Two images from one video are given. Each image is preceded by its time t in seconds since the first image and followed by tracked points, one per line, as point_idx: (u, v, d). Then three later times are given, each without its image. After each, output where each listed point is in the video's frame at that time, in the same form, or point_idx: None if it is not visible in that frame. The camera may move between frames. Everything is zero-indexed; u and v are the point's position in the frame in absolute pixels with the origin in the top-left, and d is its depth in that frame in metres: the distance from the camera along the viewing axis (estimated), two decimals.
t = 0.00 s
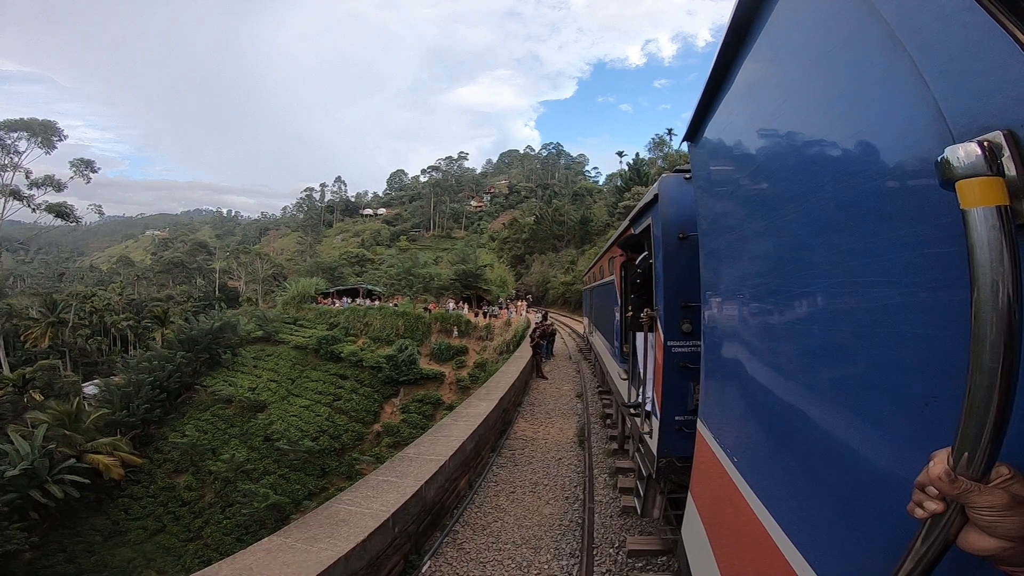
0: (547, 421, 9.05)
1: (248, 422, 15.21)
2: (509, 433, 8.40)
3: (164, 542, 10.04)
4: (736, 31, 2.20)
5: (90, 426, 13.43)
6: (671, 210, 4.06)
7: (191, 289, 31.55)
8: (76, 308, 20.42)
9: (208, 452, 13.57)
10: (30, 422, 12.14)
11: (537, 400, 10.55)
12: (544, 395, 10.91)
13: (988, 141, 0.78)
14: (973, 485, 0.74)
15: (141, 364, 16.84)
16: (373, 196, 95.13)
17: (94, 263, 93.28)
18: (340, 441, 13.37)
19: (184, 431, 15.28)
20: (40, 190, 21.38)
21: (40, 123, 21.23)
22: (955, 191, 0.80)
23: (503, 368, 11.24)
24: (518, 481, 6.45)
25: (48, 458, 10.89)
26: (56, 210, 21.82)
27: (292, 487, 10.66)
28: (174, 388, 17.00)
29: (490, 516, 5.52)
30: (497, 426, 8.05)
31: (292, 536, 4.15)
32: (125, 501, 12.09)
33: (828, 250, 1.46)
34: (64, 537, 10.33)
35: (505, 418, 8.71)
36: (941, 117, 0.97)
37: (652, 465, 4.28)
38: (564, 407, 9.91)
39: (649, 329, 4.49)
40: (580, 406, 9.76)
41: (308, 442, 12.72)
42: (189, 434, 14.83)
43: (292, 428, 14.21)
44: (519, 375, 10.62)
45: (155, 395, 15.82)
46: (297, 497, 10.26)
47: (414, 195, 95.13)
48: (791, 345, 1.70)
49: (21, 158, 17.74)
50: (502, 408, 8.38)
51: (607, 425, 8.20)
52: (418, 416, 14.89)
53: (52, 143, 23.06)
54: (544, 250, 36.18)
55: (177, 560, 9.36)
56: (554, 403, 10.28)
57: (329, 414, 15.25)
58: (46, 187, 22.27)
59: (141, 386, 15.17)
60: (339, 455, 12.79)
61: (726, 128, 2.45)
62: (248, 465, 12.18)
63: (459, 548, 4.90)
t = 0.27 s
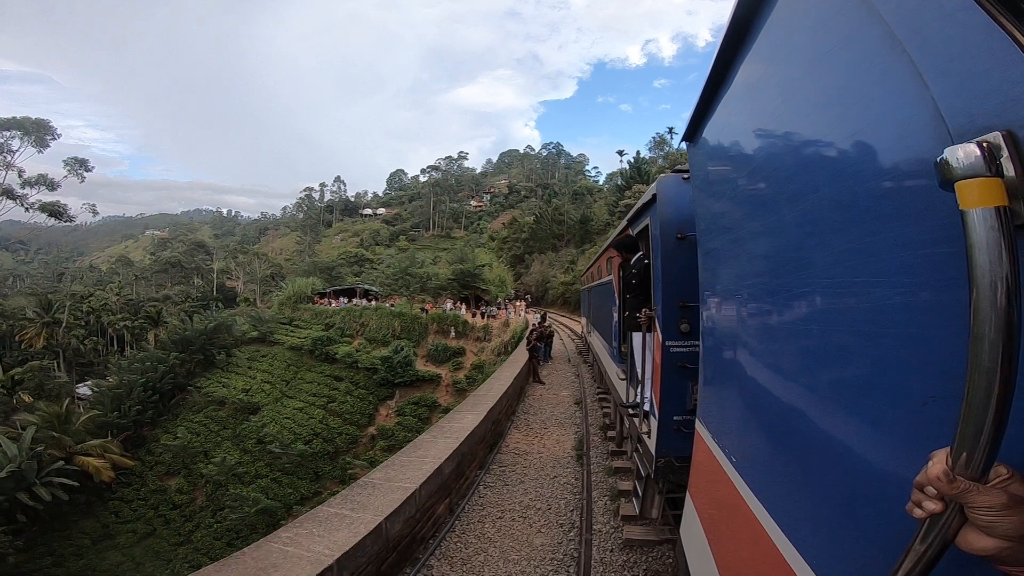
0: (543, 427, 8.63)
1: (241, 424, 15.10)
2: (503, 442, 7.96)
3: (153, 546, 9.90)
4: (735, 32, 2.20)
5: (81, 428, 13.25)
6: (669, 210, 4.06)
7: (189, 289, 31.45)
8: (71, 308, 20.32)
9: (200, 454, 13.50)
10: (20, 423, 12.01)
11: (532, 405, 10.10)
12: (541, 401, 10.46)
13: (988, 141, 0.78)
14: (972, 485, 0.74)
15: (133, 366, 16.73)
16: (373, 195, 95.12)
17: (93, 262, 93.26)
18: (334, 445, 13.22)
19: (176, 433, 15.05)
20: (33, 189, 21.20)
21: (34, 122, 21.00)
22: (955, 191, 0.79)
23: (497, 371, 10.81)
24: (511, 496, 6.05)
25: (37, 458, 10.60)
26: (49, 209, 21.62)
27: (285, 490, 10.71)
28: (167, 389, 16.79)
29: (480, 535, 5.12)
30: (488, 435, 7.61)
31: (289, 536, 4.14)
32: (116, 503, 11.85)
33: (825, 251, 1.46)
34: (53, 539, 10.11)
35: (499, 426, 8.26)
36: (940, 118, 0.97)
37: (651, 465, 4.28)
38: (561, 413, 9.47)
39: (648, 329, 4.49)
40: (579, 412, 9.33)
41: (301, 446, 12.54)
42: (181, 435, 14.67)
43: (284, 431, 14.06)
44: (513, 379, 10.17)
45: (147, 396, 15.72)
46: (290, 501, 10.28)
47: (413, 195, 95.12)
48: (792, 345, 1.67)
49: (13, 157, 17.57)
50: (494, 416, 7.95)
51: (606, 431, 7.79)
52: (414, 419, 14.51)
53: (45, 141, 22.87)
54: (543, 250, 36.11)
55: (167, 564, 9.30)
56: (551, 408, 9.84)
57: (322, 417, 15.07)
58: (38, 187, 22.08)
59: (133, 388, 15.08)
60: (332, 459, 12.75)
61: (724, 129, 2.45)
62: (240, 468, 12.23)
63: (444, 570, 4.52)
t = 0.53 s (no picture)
0: (538, 437, 8.17)
1: (233, 427, 14.96)
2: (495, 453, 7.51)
3: (142, 550, 9.93)
4: (731, 32, 2.20)
5: (70, 427, 13.23)
6: (666, 210, 4.06)
7: (186, 289, 31.43)
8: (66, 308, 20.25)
9: (191, 457, 13.41)
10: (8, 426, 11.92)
11: (528, 413, 9.62)
12: (537, 407, 9.97)
13: (977, 144, 0.78)
14: (960, 488, 0.74)
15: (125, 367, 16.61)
16: (372, 195, 95.12)
17: (93, 262, 93.26)
18: (326, 448, 12.95)
19: (167, 436, 14.88)
20: (25, 188, 21.08)
21: (26, 121, 20.86)
22: (943, 193, 0.80)
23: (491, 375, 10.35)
24: (501, 514, 5.63)
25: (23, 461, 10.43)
26: (42, 208, 21.46)
27: (276, 495, 10.57)
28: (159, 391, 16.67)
29: (465, 559, 4.71)
30: (482, 443, 7.30)
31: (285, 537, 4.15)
32: (106, 506, 11.85)
33: (820, 252, 1.46)
34: (41, 542, 10.19)
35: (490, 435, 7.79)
36: (933, 119, 0.97)
37: (648, 465, 4.29)
38: (558, 421, 9.00)
39: (645, 329, 4.49)
40: (576, 420, 8.85)
41: (293, 449, 12.36)
42: (172, 437, 14.50)
43: (276, 435, 13.89)
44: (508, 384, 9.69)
45: (139, 398, 15.58)
46: (281, 506, 10.11)
47: (413, 195, 95.12)
48: (790, 345, 1.66)
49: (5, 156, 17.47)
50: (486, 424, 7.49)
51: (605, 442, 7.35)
52: (408, 423, 14.05)
53: (38, 141, 22.76)
54: (543, 249, 36.01)
55: (156, 568, 9.30)
56: (547, 415, 9.38)
57: (315, 420, 14.83)
58: (32, 186, 21.97)
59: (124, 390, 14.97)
60: (325, 463, 12.50)
61: (720, 130, 2.46)
62: (231, 471, 12.13)
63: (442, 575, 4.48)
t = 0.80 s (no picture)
0: (532, 449, 7.60)
1: (224, 428, 14.69)
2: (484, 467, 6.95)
3: (131, 555, 9.63)
4: (728, 33, 2.20)
5: (59, 428, 13.12)
6: (664, 211, 4.06)
7: (184, 289, 31.39)
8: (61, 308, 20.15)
9: (182, 459, 13.33)
10: None
11: (522, 421, 9.03)
12: (533, 415, 9.39)
13: (973, 146, 0.78)
14: (953, 493, 0.74)
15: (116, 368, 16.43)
16: (372, 195, 95.11)
17: (92, 262, 93.26)
18: (319, 452, 12.68)
19: (157, 438, 14.69)
20: (17, 187, 20.91)
21: (18, 119, 20.70)
22: (939, 198, 0.80)
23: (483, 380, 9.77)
24: (487, 540, 5.10)
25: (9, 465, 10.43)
26: (34, 207, 21.29)
27: (267, 499, 10.35)
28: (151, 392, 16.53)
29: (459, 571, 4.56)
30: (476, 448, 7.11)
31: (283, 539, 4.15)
32: (96, 507, 11.71)
33: (817, 254, 1.46)
34: (28, 545, 10.08)
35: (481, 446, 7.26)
36: (929, 120, 0.97)
37: (646, 465, 4.29)
38: (554, 430, 8.41)
39: (642, 330, 4.49)
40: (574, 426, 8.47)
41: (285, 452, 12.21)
42: (163, 439, 14.31)
43: (268, 436, 13.62)
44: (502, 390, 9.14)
45: (130, 399, 15.45)
46: (272, 511, 9.92)
47: (412, 195, 95.12)
48: (789, 344, 1.64)
49: None
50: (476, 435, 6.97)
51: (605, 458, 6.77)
52: (403, 425, 13.89)
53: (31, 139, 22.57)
54: (542, 249, 35.94)
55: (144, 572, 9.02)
56: (542, 424, 8.78)
57: (309, 422, 14.49)
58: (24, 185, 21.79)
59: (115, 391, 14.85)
60: (318, 466, 12.28)
61: (717, 130, 2.46)
62: (222, 474, 11.88)
63: None
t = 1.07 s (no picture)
0: (528, 456, 7.26)
1: (216, 431, 14.88)
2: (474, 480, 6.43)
3: (120, 558, 9.77)
4: (727, 33, 2.19)
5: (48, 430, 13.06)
6: (662, 211, 4.06)
7: (182, 289, 31.38)
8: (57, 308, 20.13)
9: (174, 462, 13.45)
10: None
11: (516, 429, 8.49)
12: (528, 422, 8.84)
13: (972, 149, 0.78)
14: (949, 496, 0.74)
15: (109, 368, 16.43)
16: (371, 194, 95.12)
17: (91, 262, 93.26)
18: (312, 456, 12.77)
19: (148, 440, 14.83)
20: (10, 186, 20.79)
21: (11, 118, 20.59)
22: (939, 201, 0.79)
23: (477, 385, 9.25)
24: (483, 545, 4.93)
25: None
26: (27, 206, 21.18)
27: (258, 503, 10.48)
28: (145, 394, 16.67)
29: None
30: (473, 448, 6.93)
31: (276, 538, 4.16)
32: (85, 511, 11.80)
33: (815, 254, 1.45)
34: (18, 550, 10.15)
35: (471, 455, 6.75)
36: (927, 122, 0.96)
37: (644, 465, 4.28)
38: (550, 440, 7.88)
39: (640, 330, 4.48)
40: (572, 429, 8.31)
41: (277, 456, 12.23)
42: (155, 441, 14.43)
43: (260, 440, 13.80)
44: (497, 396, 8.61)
45: (122, 400, 15.39)
46: (263, 515, 10.06)
47: (412, 195, 95.13)
48: (790, 345, 1.61)
49: None
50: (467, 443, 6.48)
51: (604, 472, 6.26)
52: (397, 429, 13.96)
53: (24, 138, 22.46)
54: (541, 248, 35.89)
55: None
56: (537, 433, 8.24)
57: (302, 425, 14.68)
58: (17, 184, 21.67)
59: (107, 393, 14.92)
60: (310, 470, 12.35)
61: (715, 131, 2.45)
62: (212, 477, 11.99)
63: None
